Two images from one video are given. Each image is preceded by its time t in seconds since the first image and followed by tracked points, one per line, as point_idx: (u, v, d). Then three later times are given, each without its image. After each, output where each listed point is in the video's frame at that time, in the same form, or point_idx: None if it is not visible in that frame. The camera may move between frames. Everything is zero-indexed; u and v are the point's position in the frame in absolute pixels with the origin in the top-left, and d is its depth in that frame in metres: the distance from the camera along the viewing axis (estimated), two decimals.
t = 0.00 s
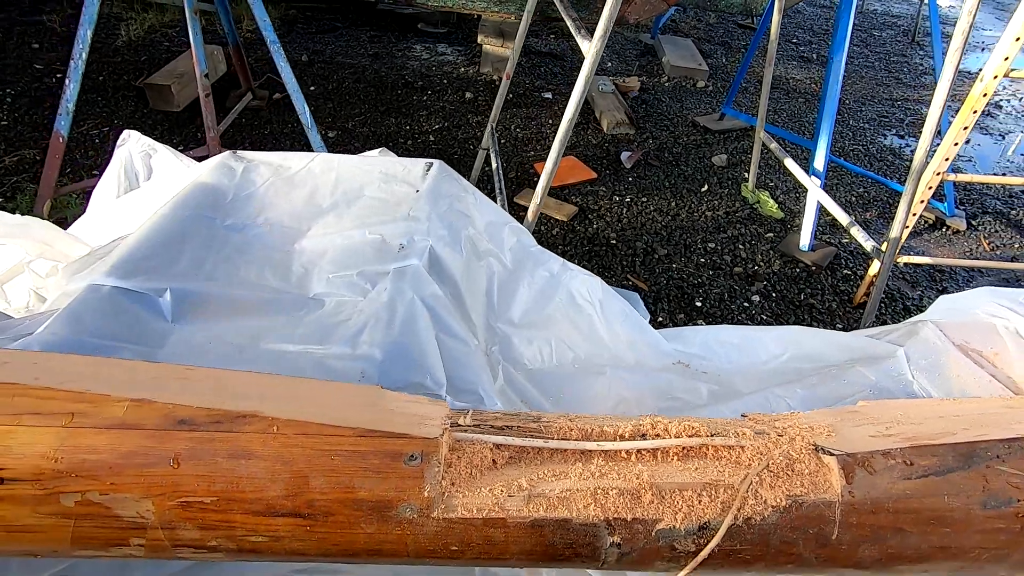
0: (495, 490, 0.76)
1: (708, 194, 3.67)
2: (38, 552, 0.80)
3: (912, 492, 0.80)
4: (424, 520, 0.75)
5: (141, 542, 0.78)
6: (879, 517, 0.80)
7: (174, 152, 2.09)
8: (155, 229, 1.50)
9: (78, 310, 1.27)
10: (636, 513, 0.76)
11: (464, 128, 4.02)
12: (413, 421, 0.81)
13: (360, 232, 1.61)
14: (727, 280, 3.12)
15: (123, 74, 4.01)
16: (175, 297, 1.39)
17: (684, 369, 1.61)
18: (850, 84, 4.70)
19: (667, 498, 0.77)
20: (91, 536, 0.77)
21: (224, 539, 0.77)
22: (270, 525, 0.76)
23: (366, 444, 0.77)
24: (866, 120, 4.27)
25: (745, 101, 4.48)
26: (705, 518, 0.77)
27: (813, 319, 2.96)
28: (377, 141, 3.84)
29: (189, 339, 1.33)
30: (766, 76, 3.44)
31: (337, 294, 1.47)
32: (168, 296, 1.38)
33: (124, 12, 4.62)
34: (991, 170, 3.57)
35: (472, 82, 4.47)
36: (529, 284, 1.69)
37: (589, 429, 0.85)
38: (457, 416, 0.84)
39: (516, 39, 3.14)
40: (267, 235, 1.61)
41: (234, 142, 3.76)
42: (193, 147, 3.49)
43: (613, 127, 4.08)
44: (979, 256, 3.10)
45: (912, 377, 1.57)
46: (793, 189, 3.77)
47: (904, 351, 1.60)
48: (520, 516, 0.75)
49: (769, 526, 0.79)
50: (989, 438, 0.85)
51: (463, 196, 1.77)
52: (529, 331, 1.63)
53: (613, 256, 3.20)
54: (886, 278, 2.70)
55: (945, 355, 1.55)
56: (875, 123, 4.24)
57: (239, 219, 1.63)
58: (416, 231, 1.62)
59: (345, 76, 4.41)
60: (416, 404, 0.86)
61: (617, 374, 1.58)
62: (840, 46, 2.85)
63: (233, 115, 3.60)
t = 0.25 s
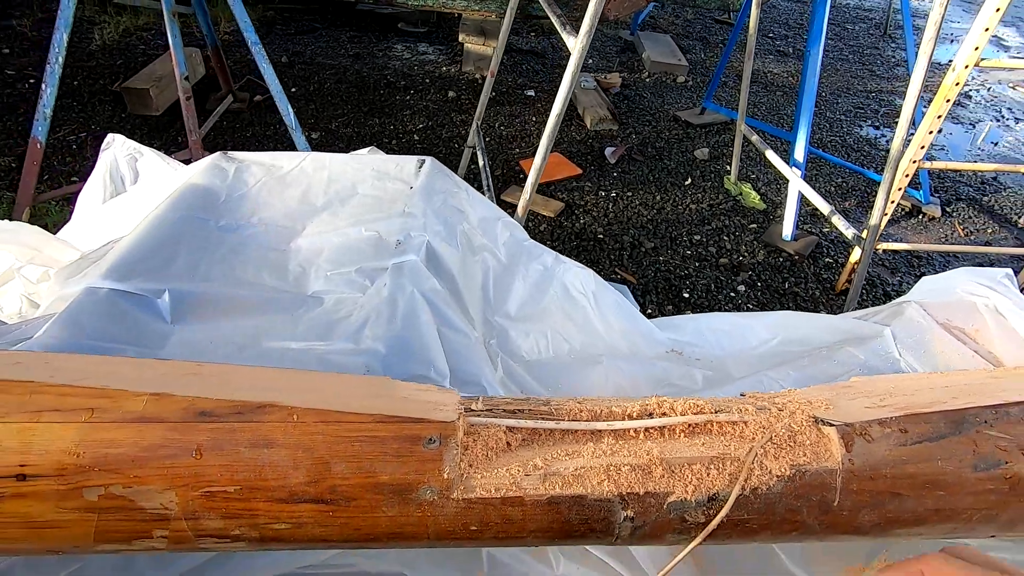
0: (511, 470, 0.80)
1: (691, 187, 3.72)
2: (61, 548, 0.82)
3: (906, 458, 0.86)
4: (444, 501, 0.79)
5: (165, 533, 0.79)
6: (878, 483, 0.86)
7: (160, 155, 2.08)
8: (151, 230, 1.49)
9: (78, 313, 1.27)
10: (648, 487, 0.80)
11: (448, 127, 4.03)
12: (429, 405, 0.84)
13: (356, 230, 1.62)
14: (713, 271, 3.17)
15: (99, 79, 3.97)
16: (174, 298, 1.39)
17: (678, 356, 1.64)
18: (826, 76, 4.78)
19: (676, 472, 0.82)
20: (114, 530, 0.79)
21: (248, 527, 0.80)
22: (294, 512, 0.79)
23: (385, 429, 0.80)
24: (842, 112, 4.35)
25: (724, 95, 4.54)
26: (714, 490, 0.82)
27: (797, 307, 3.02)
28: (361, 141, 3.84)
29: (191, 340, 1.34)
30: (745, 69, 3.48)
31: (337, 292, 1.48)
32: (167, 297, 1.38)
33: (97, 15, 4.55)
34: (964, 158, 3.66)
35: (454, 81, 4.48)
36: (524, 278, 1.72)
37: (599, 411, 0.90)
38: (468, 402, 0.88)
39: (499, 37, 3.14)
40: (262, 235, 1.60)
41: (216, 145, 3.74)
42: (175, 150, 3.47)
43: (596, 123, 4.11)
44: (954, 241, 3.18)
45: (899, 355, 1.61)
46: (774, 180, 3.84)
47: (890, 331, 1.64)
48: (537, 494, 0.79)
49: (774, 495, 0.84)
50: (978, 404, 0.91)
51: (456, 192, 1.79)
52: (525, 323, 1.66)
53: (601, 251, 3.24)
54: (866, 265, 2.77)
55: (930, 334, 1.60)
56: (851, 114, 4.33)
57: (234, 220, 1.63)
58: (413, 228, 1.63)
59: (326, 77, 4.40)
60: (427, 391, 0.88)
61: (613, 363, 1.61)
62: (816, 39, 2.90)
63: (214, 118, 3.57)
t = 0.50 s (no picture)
0: (514, 458, 0.81)
1: (674, 180, 3.75)
2: (64, 553, 0.82)
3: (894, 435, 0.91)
4: (449, 491, 0.80)
5: (170, 533, 0.79)
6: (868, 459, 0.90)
7: (141, 159, 2.06)
8: (137, 233, 1.47)
9: (65, 319, 1.25)
10: (648, 470, 0.82)
11: (430, 125, 4.03)
12: (431, 397, 0.85)
13: (346, 229, 1.62)
14: (697, 263, 3.20)
15: (72, 83, 3.91)
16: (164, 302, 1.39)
17: (667, 347, 1.66)
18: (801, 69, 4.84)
19: (675, 455, 0.84)
20: (118, 532, 0.78)
21: (254, 524, 0.80)
22: (300, 507, 0.79)
23: (390, 422, 0.81)
24: (818, 104, 4.41)
25: (703, 89, 4.58)
26: (711, 471, 0.84)
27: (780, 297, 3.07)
28: (343, 141, 3.83)
29: (183, 342, 1.33)
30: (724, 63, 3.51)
31: (329, 291, 1.48)
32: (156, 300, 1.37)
33: (67, 18, 4.47)
34: (937, 147, 3.73)
35: (435, 79, 4.48)
36: (513, 273, 1.73)
37: (597, 398, 0.93)
38: (468, 394, 0.89)
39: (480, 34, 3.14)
40: (250, 235, 1.60)
41: (195, 148, 3.70)
42: (153, 154, 3.43)
43: (578, 119, 4.13)
44: (929, 228, 3.25)
45: (881, 337, 1.64)
46: (754, 173, 3.88)
47: (873, 314, 1.67)
48: (540, 481, 0.80)
49: (769, 473, 0.87)
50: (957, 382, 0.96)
51: (444, 189, 1.79)
52: (516, 318, 1.67)
53: (586, 246, 3.26)
54: (846, 253, 2.82)
55: (910, 316, 1.64)
56: (827, 106, 4.39)
57: (221, 221, 1.62)
58: (403, 225, 1.63)
59: (305, 77, 4.37)
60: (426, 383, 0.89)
61: (604, 355, 1.63)
62: (792, 33, 2.94)
63: (193, 120, 3.54)
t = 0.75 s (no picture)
0: (510, 457, 0.81)
1: (661, 174, 3.76)
2: (56, 567, 0.81)
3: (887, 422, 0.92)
4: (446, 492, 0.80)
5: (164, 544, 0.79)
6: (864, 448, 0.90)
7: (123, 165, 2.04)
8: (123, 241, 1.46)
9: (51, 328, 1.24)
10: (644, 465, 0.82)
11: (416, 124, 4.01)
12: (425, 399, 0.85)
13: (334, 231, 1.61)
14: (687, 256, 3.21)
15: (50, 89, 3.86)
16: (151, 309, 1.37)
17: (660, 341, 1.67)
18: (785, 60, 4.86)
19: (670, 449, 0.84)
20: (110, 545, 0.77)
21: (249, 533, 0.79)
22: (296, 514, 0.79)
23: (385, 425, 0.81)
24: (802, 95, 4.43)
25: (688, 82, 4.59)
26: (706, 464, 0.84)
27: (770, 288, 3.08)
28: (328, 142, 3.80)
29: (172, 350, 1.32)
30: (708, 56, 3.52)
31: (319, 294, 1.47)
32: (143, 308, 1.36)
33: (44, 23, 4.40)
34: (919, 135, 3.76)
35: (420, 78, 4.46)
36: (505, 272, 1.72)
37: (591, 395, 0.92)
38: (463, 394, 0.89)
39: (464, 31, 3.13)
40: (238, 240, 1.59)
41: (179, 152, 3.67)
42: (136, 159, 3.39)
43: (565, 115, 4.13)
44: (914, 216, 3.27)
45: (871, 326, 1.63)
46: (741, 165, 3.90)
47: (861, 303, 1.66)
48: (537, 479, 0.80)
49: (765, 465, 0.87)
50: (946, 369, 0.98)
51: (433, 189, 1.78)
52: (508, 316, 1.66)
53: (576, 241, 3.26)
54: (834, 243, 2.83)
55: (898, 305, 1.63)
56: (810, 97, 4.41)
57: (207, 226, 1.60)
58: (392, 225, 1.62)
59: (288, 78, 4.34)
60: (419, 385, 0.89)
61: (598, 350, 1.63)
62: (774, 24, 2.94)
63: (175, 124, 3.50)
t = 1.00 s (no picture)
0: (507, 460, 0.80)
1: (657, 171, 3.75)
2: None
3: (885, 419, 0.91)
4: (442, 496, 0.79)
5: (156, 552, 0.78)
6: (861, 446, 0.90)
7: (115, 166, 2.02)
8: (115, 244, 1.45)
9: (43, 333, 1.22)
10: (643, 467, 0.81)
11: (410, 123, 4.00)
12: (420, 402, 0.84)
13: (328, 231, 1.59)
14: (683, 253, 3.20)
15: (41, 90, 3.83)
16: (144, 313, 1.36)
17: (657, 338, 1.66)
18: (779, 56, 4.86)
19: (669, 450, 0.83)
20: (100, 554, 0.76)
21: (243, 540, 0.78)
22: (290, 520, 0.78)
23: (379, 428, 0.80)
24: (797, 91, 4.43)
25: (682, 79, 4.58)
26: (704, 464, 0.84)
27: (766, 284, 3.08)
28: (323, 142, 3.78)
29: (164, 354, 1.31)
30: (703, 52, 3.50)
31: (313, 295, 1.46)
32: (135, 312, 1.35)
33: (34, 23, 4.37)
34: (914, 130, 3.76)
35: (414, 76, 4.44)
36: (500, 271, 1.71)
37: (588, 395, 0.92)
38: (458, 397, 0.88)
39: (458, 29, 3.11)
40: (232, 241, 1.57)
41: (172, 152, 3.64)
42: (129, 160, 3.37)
43: (560, 113, 4.11)
44: (909, 211, 3.27)
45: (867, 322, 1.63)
46: (736, 161, 3.89)
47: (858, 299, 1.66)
48: (533, 482, 0.79)
49: (763, 465, 0.87)
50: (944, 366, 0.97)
51: (428, 187, 1.77)
52: (504, 316, 1.66)
53: (572, 239, 3.25)
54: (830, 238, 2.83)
55: (894, 300, 1.63)
56: (805, 93, 4.40)
57: (201, 228, 1.59)
58: (387, 225, 1.61)
59: (282, 78, 4.32)
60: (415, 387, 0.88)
61: (595, 349, 1.63)
62: (769, 20, 2.93)
63: (168, 124, 3.48)
